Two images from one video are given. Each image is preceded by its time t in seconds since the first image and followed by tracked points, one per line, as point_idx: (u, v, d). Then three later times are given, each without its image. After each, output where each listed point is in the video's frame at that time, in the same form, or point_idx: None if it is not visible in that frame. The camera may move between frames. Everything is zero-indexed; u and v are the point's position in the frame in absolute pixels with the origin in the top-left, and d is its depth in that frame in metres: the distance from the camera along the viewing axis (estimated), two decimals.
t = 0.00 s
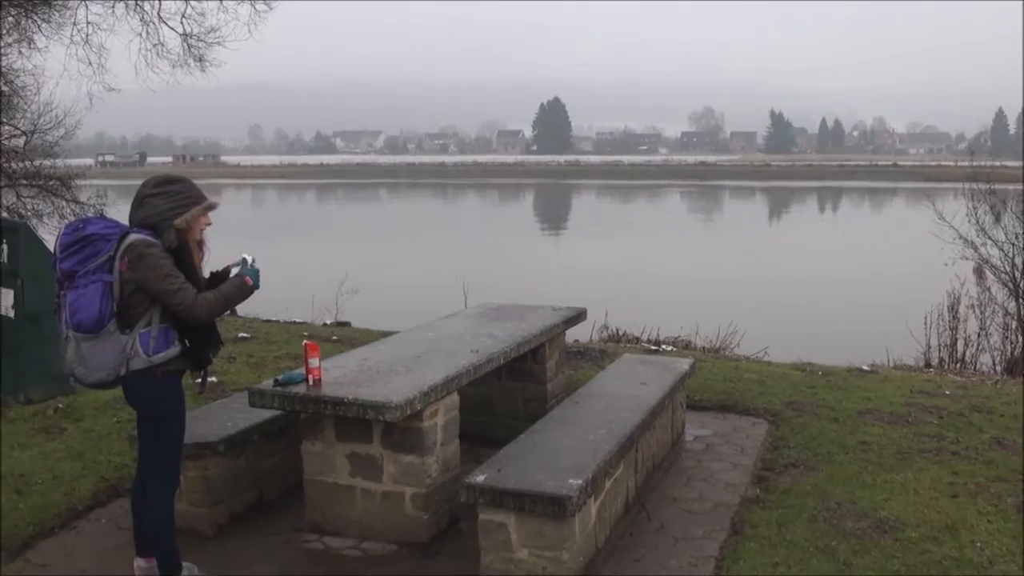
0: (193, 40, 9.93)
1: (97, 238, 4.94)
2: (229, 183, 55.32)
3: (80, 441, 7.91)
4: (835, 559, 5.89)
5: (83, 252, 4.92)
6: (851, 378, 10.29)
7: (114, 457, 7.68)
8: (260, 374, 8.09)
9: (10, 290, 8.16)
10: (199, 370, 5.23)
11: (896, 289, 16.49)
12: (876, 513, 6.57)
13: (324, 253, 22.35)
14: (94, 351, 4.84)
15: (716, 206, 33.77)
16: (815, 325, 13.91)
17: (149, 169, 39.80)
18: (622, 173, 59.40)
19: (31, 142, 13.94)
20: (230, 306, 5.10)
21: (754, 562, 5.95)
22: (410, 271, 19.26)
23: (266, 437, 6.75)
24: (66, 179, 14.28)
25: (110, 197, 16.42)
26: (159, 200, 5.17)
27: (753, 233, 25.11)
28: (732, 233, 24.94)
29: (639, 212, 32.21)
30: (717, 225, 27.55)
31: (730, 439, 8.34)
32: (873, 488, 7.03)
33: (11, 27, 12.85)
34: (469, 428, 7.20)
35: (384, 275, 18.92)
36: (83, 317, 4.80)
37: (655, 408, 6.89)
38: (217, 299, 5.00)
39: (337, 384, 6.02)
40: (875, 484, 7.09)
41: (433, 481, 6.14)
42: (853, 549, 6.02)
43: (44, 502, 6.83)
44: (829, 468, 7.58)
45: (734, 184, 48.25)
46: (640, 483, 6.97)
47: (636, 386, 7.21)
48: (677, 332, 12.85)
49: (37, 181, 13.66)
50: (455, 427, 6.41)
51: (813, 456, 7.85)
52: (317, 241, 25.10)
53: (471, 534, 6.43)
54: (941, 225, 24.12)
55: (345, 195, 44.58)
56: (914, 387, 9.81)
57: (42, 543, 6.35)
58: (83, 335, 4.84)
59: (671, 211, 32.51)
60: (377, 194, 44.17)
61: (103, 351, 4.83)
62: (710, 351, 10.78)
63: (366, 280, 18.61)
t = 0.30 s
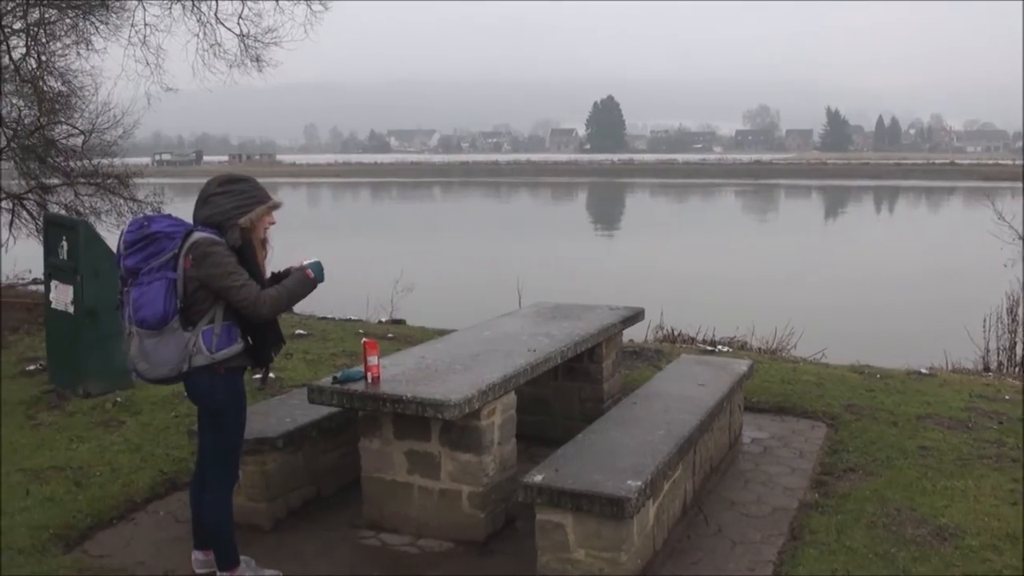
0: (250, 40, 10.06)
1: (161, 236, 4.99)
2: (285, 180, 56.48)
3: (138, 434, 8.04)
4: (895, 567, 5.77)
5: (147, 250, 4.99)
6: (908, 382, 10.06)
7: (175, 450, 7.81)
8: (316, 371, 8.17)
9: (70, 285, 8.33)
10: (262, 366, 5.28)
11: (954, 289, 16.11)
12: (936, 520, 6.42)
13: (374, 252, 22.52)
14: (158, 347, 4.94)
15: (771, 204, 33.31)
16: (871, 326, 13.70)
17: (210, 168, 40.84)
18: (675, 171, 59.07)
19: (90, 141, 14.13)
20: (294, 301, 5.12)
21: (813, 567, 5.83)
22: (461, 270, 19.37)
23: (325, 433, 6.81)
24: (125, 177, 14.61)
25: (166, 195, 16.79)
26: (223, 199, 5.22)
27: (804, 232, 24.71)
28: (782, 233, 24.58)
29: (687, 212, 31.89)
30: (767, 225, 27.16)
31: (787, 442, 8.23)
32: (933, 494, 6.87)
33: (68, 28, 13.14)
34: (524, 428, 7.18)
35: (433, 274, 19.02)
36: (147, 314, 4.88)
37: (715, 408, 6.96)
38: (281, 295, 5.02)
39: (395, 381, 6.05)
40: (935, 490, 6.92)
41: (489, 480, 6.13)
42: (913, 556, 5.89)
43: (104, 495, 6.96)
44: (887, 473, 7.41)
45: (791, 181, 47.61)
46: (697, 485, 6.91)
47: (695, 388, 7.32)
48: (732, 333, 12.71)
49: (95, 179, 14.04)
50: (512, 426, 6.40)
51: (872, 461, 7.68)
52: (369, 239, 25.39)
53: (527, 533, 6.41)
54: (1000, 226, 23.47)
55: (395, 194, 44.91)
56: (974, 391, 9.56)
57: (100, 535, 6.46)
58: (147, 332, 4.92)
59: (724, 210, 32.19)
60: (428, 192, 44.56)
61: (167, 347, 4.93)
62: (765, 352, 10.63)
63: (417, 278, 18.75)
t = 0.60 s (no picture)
0: (313, 39, 10.16)
1: (229, 232, 5.07)
2: (339, 178, 57.44)
3: (201, 428, 8.18)
4: None
5: (215, 245, 5.07)
6: (975, 386, 9.79)
7: (238, 444, 7.93)
8: (378, 368, 8.23)
9: (136, 280, 8.53)
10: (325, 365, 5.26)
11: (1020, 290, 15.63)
12: (1005, 530, 6.25)
13: (426, 250, 22.68)
14: (222, 341, 5.01)
15: (832, 201, 32.79)
16: (936, 306, 13.39)
17: (267, 167, 41.63)
18: (726, 169, 58.37)
19: (153, 139, 14.76)
20: (356, 292, 5.02)
21: None
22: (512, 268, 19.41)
23: (388, 430, 6.85)
24: (187, 174, 15.25)
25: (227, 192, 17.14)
26: (292, 197, 5.27)
27: (865, 230, 24.15)
28: (841, 231, 24.10)
29: (741, 210, 31.46)
30: (824, 224, 26.66)
31: (851, 447, 8.10)
32: (1002, 504, 6.69)
33: (132, 30, 13.50)
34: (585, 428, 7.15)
35: (485, 273, 19.10)
36: (212, 308, 4.95)
37: (780, 412, 6.99)
38: (341, 285, 4.94)
39: (459, 380, 6.05)
40: (1004, 499, 6.74)
41: (552, 480, 6.10)
42: (982, 567, 5.75)
43: (168, 486, 7.08)
44: (954, 480, 7.24)
45: (852, 181, 46.75)
46: (761, 489, 6.83)
47: (760, 391, 7.39)
48: (792, 335, 12.54)
49: (159, 177, 14.70)
50: (575, 426, 6.36)
51: (938, 468, 7.48)
52: (423, 236, 25.60)
53: (589, 534, 6.38)
54: None
55: (448, 192, 45.19)
56: None
57: (163, 526, 6.57)
58: (212, 326, 5.00)
59: (780, 209, 31.67)
60: (481, 189, 44.81)
61: (231, 341, 4.99)
62: (827, 354, 10.45)
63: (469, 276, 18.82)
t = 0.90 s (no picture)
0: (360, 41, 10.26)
1: (277, 227, 5.07)
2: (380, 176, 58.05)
3: (249, 424, 8.27)
4: None
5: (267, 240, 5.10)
6: None
7: (286, 440, 7.99)
8: (424, 366, 8.26)
9: (185, 277, 8.65)
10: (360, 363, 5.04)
11: None
12: None
13: (466, 248, 22.79)
14: (266, 333, 5.01)
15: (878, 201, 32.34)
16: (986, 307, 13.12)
17: (311, 166, 42.20)
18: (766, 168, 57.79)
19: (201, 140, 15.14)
20: (363, 277, 4.72)
21: None
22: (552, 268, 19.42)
23: (436, 428, 6.87)
24: (236, 174, 15.42)
25: (273, 191, 17.41)
26: (331, 195, 5.18)
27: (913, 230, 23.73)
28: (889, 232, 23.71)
29: (785, 210, 31.14)
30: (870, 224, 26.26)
31: (901, 451, 7.97)
32: None
33: (182, 30, 13.84)
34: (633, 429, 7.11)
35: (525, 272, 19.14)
36: (255, 300, 4.99)
37: (831, 414, 6.94)
38: (345, 271, 4.68)
39: (508, 379, 6.04)
40: None
41: (601, 480, 6.07)
42: None
43: (216, 481, 7.15)
44: (1007, 487, 7.09)
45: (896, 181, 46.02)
46: (811, 493, 6.74)
47: (812, 393, 7.36)
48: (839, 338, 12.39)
49: (207, 176, 14.93)
50: (624, 427, 6.33)
51: (991, 474, 7.34)
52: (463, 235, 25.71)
53: (637, 535, 6.34)
54: None
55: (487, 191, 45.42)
56: None
57: (212, 520, 6.64)
58: (257, 317, 5.03)
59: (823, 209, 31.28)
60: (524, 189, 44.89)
61: (272, 333, 4.98)
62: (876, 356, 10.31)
63: (510, 275, 18.86)
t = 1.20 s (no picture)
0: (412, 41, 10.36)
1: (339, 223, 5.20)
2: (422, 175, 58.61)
3: (300, 420, 8.35)
4: None
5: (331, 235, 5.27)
6: None
7: (337, 437, 8.06)
8: (474, 365, 8.30)
9: (239, 275, 8.73)
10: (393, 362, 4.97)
11: None
12: None
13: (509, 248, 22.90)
14: (325, 325, 5.17)
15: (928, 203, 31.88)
16: None
17: (357, 165, 42.81)
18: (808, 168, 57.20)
19: (253, 138, 15.81)
20: (371, 274, 4.69)
21: None
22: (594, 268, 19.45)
23: (488, 427, 6.89)
24: (286, 173, 16.18)
25: (323, 189, 17.70)
26: (382, 192, 5.16)
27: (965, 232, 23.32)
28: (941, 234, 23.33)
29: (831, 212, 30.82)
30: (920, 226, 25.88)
31: (956, 456, 7.82)
32: None
33: (233, 31, 14.19)
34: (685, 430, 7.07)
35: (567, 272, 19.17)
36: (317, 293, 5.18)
37: (887, 418, 6.84)
38: (354, 267, 4.70)
39: (561, 379, 6.03)
40: None
41: (656, 481, 6.03)
42: None
43: (269, 477, 7.21)
44: None
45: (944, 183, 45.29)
46: (866, 498, 6.63)
47: (866, 396, 7.27)
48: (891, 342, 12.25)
49: (258, 175, 15.74)
50: (678, 428, 6.29)
51: None
52: (508, 234, 25.86)
53: (690, 538, 6.29)
54: None
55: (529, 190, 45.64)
56: None
57: (265, 515, 6.69)
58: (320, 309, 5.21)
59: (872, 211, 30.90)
60: (572, 189, 45.04)
61: (326, 325, 5.13)
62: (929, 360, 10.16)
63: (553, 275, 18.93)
